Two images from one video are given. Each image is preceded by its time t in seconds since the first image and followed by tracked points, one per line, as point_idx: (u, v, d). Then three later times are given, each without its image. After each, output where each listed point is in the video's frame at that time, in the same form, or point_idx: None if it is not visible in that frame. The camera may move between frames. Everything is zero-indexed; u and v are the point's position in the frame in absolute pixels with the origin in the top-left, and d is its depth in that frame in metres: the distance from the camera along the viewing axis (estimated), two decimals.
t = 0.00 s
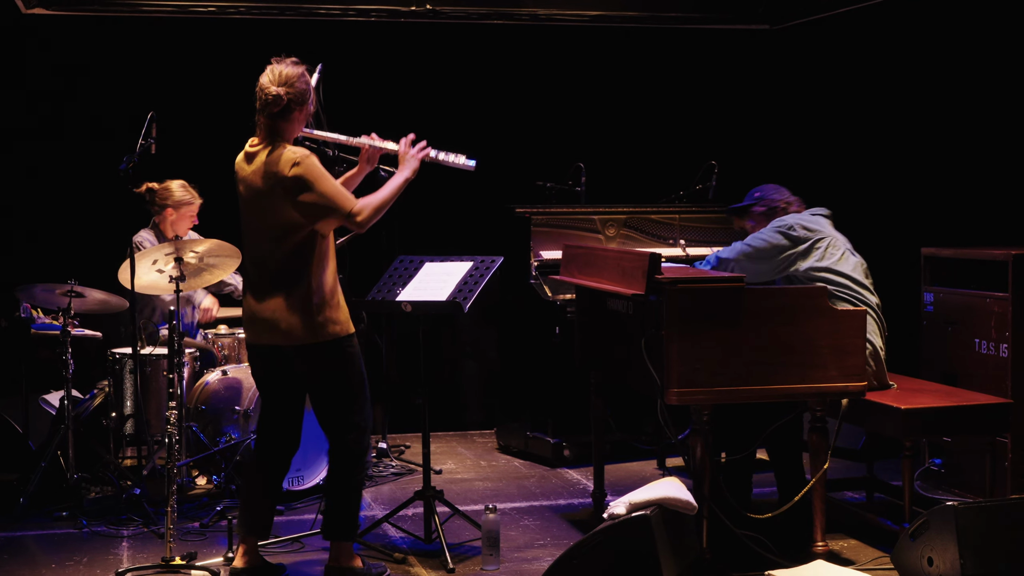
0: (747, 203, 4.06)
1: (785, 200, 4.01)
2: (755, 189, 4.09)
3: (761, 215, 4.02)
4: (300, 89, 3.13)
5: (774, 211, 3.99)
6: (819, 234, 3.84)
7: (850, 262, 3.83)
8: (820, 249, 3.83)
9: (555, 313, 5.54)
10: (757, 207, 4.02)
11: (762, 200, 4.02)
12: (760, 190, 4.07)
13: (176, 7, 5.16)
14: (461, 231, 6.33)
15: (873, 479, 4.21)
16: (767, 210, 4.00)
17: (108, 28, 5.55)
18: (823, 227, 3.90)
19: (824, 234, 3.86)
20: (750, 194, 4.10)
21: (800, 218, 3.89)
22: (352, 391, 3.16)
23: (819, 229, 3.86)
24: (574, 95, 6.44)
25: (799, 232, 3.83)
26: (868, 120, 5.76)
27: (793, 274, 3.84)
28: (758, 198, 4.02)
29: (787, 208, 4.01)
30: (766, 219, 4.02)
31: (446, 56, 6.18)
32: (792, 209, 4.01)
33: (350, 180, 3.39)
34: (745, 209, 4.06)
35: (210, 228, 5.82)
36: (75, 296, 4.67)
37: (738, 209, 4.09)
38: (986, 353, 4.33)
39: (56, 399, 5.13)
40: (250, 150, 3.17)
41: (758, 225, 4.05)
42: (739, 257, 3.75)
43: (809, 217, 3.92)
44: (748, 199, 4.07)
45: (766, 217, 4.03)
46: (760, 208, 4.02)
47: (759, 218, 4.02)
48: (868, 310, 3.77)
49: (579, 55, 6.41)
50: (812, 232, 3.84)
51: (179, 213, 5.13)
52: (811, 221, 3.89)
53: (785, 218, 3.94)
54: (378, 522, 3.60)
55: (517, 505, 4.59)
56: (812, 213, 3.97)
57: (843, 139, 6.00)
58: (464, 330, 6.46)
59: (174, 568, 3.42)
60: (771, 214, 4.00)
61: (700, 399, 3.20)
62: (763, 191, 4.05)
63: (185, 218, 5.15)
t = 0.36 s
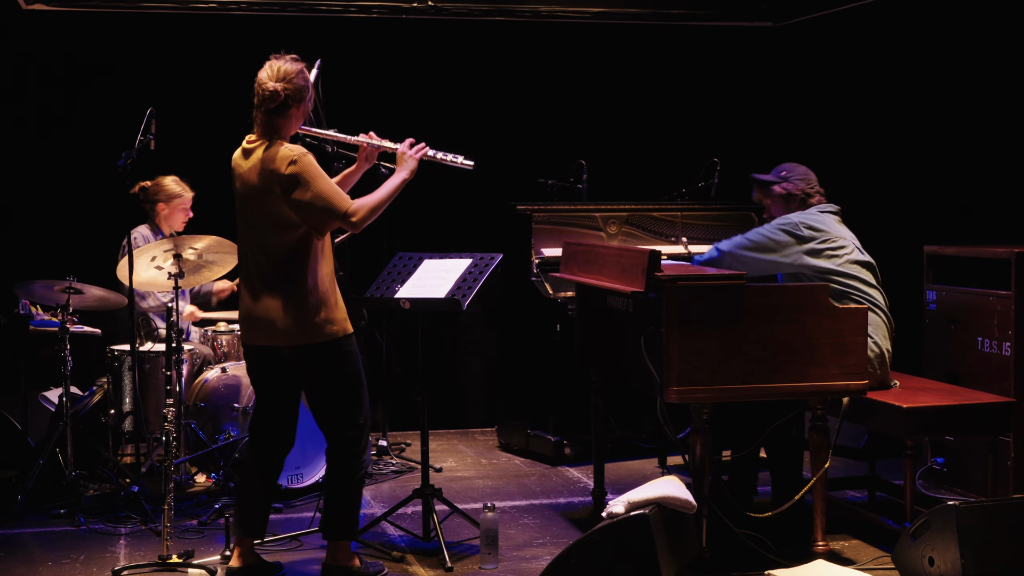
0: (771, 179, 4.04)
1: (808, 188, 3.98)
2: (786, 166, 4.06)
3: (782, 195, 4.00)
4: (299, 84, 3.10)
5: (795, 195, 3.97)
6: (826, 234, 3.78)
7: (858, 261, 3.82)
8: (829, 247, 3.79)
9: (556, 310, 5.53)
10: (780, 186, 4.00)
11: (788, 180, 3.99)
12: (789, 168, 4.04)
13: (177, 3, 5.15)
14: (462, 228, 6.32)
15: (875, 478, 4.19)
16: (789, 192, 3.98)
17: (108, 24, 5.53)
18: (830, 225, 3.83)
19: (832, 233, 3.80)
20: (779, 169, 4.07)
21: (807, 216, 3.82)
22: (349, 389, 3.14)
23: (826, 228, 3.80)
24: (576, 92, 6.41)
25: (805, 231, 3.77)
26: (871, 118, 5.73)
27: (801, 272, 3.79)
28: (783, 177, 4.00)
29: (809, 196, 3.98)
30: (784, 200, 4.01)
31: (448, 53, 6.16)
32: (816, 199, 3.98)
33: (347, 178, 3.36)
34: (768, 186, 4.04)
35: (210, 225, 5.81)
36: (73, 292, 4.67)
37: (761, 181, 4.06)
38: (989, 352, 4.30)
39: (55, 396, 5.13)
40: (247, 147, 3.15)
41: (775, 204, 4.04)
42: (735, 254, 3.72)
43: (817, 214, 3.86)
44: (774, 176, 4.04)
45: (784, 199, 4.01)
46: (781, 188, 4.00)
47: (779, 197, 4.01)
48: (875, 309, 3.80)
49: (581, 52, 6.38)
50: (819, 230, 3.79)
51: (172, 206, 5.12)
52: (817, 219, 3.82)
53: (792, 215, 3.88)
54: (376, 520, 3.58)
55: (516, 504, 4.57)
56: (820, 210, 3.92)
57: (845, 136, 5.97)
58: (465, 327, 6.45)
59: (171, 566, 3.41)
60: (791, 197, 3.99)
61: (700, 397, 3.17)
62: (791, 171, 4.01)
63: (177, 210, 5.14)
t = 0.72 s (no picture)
0: (764, 188, 3.97)
1: (801, 184, 3.97)
2: (767, 168, 3.99)
3: (780, 201, 3.97)
4: (295, 78, 3.09)
5: (793, 198, 3.96)
6: (826, 237, 3.74)
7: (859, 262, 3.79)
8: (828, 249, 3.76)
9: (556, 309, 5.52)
10: (776, 194, 3.96)
11: (780, 184, 3.95)
12: (774, 170, 3.98)
13: (176, 2, 5.14)
14: (461, 227, 6.31)
15: (873, 477, 4.17)
16: (787, 195, 3.95)
17: (106, 22, 5.52)
18: (832, 224, 3.79)
19: (832, 235, 3.75)
20: (762, 174, 4.00)
21: (807, 216, 3.76)
22: (344, 387, 3.14)
23: (826, 229, 3.75)
24: (576, 91, 6.40)
25: (804, 234, 3.74)
26: (872, 116, 5.71)
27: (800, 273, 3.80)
28: (776, 183, 3.95)
29: (804, 191, 3.97)
30: (783, 205, 3.98)
31: (447, 51, 6.15)
32: (812, 193, 3.97)
33: (346, 172, 3.32)
34: (762, 194, 3.98)
35: (209, 223, 5.80)
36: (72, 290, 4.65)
37: (752, 194, 3.98)
38: (989, 351, 4.28)
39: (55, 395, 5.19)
40: (243, 140, 3.14)
41: (773, 211, 4.01)
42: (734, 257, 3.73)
43: (819, 212, 3.80)
44: (764, 184, 3.97)
45: (781, 203, 3.99)
46: (777, 194, 3.96)
47: (777, 203, 3.98)
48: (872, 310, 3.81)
49: (581, 50, 6.37)
50: (819, 232, 3.75)
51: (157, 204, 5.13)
52: (819, 219, 3.76)
53: (793, 213, 3.82)
54: (372, 519, 3.57)
55: (513, 503, 4.56)
56: (820, 206, 3.87)
57: (846, 135, 5.95)
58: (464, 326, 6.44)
59: (166, 565, 3.45)
60: (789, 200, 3.97)
61: (697, 396, 3.16)
62: (778, 173, 3.96)
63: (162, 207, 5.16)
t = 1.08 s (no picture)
0: (758, 190, 4.01)
1: (796, 188, 3.99)
2: (763, 172, 4.03)
3: (774, 203, 3.99)
4: (284, 82, 3.09)
5: (787, 200, 3.98)
6: (822, 234, 3.77)
7: (854, 263, 3.81)
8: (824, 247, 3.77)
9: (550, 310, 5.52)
10: (769, 196, 3.99)
11: (775, 186, 3.99)
12: (769, 174, 4.02)
13: (172, 4, 5.15)
14: (457, 228, 6.31)
15: (865, 478, 4.18)
16: (781, 198, 3.98)
17: (101, 24, 5.53)
18: (827, 225, 3.82)
19: (827, 233, 3.79)
20: (758, 178, 4.04)
21: (803, 215, 3.80)
22: (334, 389, 3.14)
23: (821, 228, 3.79)
24: (572, 92, 6.41)
25: (801, 231, 3.75)
26: (866, 117, 5.71)
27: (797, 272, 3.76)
28: (770, 186, 3.98)
29: (799, 195, 3.99)
30: (777, 207, 4.01)
31: (443, 52, 6.15)
32: (807, 197, 3.99)
33: (337, 176, 3.32)
34: (756, 197, 4.02)
35: (204, 225, 5.82)
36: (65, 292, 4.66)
37: (747, 196, 4.03)
38: (981, 352, 4.27)
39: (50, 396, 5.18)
40: (233, 144, 3.15)
41: (768, 213, 4.04)
42: (732, 255, 3.67)
43: (813, 213, 3.85)
44: (759, 186, 4.02)
45: (776, 206, 4.02)
46: (772, 197, 3.99)
47: (771, 206, 4.01)
48: (869, 312, 3.78)
49: (576, 51, 6.38)
50: (815, 229, 3.77)
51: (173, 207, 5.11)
52: (814, 219, 3.81)
53: (787, 214, 3.86)
54: (363, 521, 3.58)
55: (506, 504, 4.57)
56: (817, 208, 3.91)
57: (841, 135, 5.95)
58: (460, 328, 6.44)
59: (157, 567, 3.44)
60: (783, 203, 3.99)
61: (686, 399, 3.16)
62: (773, 176, 4.00)
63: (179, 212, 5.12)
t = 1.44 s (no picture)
0: (741, 187, 4.03)
1: (779, 188, 4.01)
2: (749, 170, 4.05)
3: (756, 202, 4.02)
4: (271, 85, 3.10)
5: (769, 200, 4.00)
6: (803, 236, 3.77)
7: (837, 262, 3.81)
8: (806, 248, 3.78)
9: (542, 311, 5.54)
10: (751, 194, 4.01)
11: (758, 185, 4.01)
12: (753, 172, 4.04)
13: (165, 7, 5.16)
14: (450, 229, 6.33)
15: (854, 477, 4.20)
16: (762, 197, 4.00)
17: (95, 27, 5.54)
18: (809, 226, 3.82)
19: (810, 235, 3.79)
20: (742, 176, 4.06)
21: (785, 217, 3.80)
22: (322, 392, 3.15)
23: (803, 229, 3.79)
24: (564, 93, 6.42)
25: (783, 233, 3.76)
26: (857, 117, 5.73)
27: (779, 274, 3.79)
28: (753, 184, 4.01)
29: (782, 195, 4.01)
30: (759, 207, 4.03)
31: (436, 54, 6.17)
32: (790, 198, 4.01)
33: (325, 180, 3.33)
34: (739, 194, 4.04)
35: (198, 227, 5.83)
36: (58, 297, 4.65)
37: (730, 192, 4.05)
38: (969, 352, 4.28)
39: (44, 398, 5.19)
40: (220, 148, 3.16)
41: (750, 211, 4.06)
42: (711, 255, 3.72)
43: (794, 213, 3.85)
44: (742, 183, 4.04)
45: (758, 204, 4.04)
46: (753, 195, 4.01)
47: (753, 204, 4.03)
48: (855, 312, 3.79)
49: (569, 53, 6.39)
50: (798, 232, 3.77)
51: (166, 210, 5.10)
52: (796, 220, 3.81)
53: (770, 215, 3.87)
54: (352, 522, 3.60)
55: (497, 505, 4.59)
56: (797, 209, 3.91)
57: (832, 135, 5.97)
58: (453, 329, 6.46)
59: (146, 568, 3.46)
60: (765, 202, 4.01)
61: (672, 400, 3.17)
62: (757, 174, 4.02)
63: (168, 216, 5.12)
